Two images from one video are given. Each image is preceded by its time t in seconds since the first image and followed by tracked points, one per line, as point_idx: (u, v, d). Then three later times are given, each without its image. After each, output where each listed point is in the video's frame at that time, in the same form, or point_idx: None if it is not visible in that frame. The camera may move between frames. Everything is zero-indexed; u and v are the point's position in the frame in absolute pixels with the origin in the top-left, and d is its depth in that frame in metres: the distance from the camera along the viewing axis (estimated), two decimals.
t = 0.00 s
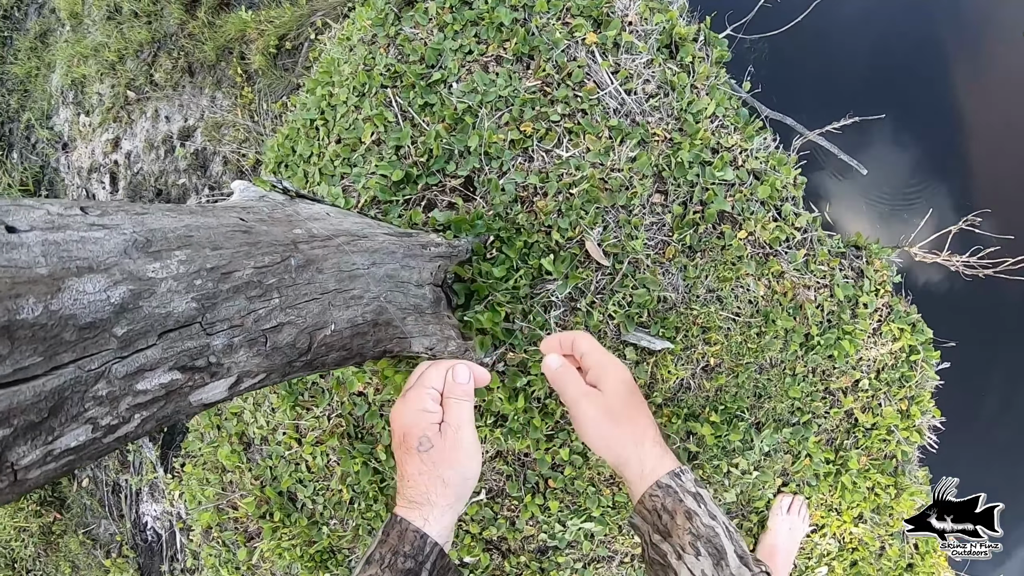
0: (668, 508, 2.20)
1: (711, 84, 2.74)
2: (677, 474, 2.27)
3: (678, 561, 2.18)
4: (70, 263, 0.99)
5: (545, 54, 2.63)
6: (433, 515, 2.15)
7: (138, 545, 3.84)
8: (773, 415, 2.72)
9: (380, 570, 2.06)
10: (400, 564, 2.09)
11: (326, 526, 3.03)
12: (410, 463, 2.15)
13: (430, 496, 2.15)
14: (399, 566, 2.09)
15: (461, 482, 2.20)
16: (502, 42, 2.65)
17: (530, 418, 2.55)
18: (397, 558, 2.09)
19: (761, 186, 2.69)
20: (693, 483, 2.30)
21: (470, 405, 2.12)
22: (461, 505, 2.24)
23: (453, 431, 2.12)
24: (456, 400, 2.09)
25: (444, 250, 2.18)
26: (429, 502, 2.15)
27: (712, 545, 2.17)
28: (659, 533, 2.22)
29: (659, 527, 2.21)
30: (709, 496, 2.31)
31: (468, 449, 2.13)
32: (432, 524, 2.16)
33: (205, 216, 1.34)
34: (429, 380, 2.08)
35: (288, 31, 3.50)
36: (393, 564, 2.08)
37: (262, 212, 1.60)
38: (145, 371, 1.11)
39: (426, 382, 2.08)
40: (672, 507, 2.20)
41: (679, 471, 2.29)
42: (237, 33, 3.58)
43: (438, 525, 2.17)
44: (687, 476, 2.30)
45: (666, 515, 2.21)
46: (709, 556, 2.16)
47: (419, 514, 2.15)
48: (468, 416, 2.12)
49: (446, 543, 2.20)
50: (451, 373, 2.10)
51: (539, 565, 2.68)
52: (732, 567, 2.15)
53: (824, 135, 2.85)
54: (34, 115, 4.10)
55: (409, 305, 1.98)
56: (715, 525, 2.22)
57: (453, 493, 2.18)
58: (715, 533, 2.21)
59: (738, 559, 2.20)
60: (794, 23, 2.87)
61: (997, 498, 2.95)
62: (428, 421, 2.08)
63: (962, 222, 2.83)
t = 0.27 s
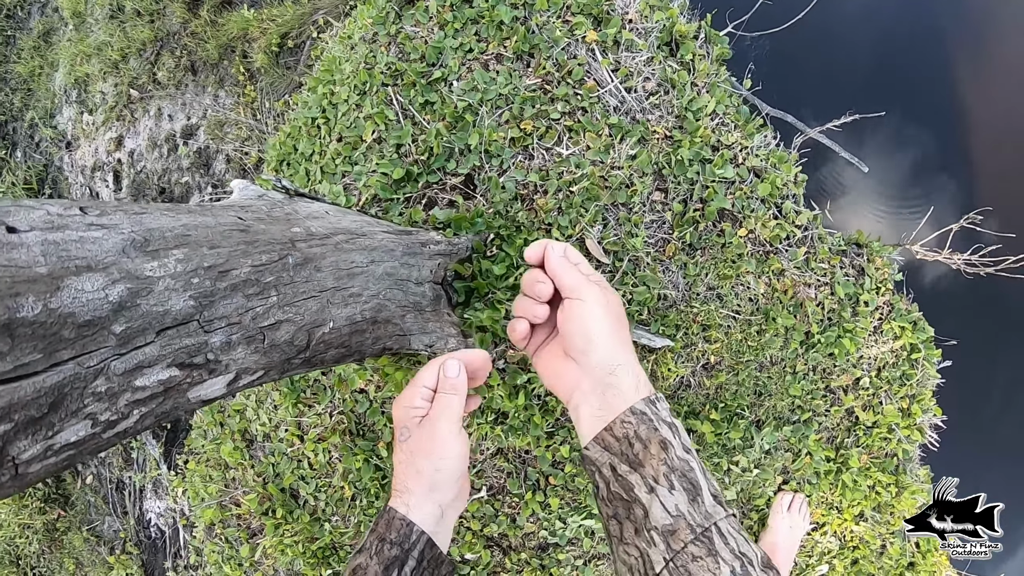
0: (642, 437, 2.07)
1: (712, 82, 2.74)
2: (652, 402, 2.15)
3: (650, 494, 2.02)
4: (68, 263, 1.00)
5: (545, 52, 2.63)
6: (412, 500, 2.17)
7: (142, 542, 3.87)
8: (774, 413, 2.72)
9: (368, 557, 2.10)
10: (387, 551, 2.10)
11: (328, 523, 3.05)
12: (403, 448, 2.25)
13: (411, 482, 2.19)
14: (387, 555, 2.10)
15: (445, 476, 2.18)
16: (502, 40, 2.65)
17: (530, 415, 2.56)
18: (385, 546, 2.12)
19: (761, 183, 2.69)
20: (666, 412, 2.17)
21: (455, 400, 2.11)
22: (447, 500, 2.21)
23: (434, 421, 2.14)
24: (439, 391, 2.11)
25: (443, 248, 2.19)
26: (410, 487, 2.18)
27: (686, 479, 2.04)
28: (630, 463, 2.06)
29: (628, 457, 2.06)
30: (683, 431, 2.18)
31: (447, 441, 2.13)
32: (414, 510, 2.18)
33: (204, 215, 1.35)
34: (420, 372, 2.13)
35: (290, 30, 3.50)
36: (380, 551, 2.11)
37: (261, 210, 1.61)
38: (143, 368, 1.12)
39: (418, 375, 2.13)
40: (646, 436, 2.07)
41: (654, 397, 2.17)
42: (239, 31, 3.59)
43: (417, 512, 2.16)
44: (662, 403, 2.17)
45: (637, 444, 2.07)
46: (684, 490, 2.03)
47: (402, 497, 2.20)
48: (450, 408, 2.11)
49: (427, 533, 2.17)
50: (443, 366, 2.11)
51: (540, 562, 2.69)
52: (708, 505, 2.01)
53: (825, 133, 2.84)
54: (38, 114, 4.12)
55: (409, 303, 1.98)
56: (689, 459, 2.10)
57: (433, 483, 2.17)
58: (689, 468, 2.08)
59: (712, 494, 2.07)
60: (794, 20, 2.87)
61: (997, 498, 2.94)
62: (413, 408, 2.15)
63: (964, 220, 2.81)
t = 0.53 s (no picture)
0: (733, 472, 2.13)
1: (722, 83, 2.75)
2: (744, 439, 2.19)
3: (735, 527, 2.10)
4: (98, 263, 1.00)
5: (556, 52, 2.63)
6: (419, 507, 2.09)
7: (146, 540, 3.87)
8: (782, 413, 2.73)
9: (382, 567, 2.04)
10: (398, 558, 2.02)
11: (335, 522, 3.05)
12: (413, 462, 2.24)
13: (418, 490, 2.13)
14: (398, 562, 2.02)
15: (453, 483, 2.14)
16: (513, 39, 2.65)
17: (540, 415, 2.55)
18: (397, 554, 2.03)
19: (771, 184, 2.70)
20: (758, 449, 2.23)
21: (459, 404, 2.12)
22: (455, 510, 2.13)
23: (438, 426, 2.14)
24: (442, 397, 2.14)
25: (456, 248, 2.20)
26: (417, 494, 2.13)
27: (773, 517, 2.12)
28: (717, 495, 2.13)
29: (718, 489, 2.13)
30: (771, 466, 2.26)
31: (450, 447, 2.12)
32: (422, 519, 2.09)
33: (226, 215, 1.35)
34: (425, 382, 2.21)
35: (297, 28, 3.50)
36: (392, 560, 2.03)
37: (280, 210, 1.61)
38: (171, 371, 1.12)
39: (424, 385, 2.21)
40: (737, 471, 2.13)
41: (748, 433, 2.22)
42: (246, 29, 3.58)
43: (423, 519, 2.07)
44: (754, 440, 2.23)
45: (728, 477, 2.13)
46: (770, 527, 2.11)
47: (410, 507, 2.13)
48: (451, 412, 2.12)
49: (436, 542, 2.05)
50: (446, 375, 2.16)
51: (548, 562, 2.69)
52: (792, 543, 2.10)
53: (834, 135, 2.86)
54: (42, 111, 4.10)
55: (423, 302, 1.98)
56: (777, 497, 2.16)
57: (440, 490, 2.11)
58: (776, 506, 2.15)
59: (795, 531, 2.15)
60: (804, 23, 2.87)
61: (997, 498, 2.96)
62: (420, 417, 2.19)
63: (971, 222, 2.82)
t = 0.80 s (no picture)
0: (743, 481, 2.26)
1: (721, 78, 2.73)
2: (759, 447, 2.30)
3: (743, 534, 2.26)
4: (78, 252, 0.98)
5: (554, 46, 2.61)
6: (446, 504, 2.25)
7: (142, 536, 3.86)
8: (780, 411, 2.71)
9: (397, 562, 2.16)
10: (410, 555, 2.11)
11: (330, 518, 3.04)
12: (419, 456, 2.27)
13: (440, 487, 2.25)
14: (416, 558, 2.17)
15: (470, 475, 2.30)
16: (511, 33, 2.63)
17: (537, 411, 2.54)
18: (413, 551, 2.19)
19: (771, 180, 2.68)
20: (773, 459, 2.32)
21: (473, 403, 2.22)
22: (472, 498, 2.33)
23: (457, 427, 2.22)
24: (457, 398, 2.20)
25: (452, 242, 2.18)
26: (439, 493, 2.25)
27: (783, 527, 2.25)
28: (728, 503, 2.28)
29: (730, 497, 2.28)
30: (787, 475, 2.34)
31: (473, 443, 2.24)
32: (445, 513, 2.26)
33: (215, 206, 1.33)
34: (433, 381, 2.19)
35: (295, 22, 3.48)
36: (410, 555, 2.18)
37: (272, 201, 1.59)
38: (155, 362, 1.10)
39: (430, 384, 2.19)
40: (747, 481, 2.25)
41: (762, 443, 2.31)
42: (243, 23, 3.56)
43: (451, 513, 2.26)
44: (769, 449, 2.31)
45: (739, 487, 2.26)
46: (778, 537, 2.25)
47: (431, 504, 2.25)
48: (469, 413, 2.21)
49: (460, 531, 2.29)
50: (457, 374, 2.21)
51: (544, 559, 2.68)
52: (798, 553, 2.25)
53: (834, 131, 2.84)
54: (40, 106, 4.09)
55: (418, 297, 1.97)
56: (788, 509, 2.28)
57: (461, 484, 2.28)
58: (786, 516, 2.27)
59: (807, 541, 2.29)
60: (806, 20, 2.86)
61: (997, 498, 2.94)
62: (431, 416, 2.20)
63: (972, 220, 2.80)
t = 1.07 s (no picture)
0: (737, 488, 2.04)
1: (718, 73, 2.72)
2: (751, 451, 2.04)
3: (745, 539, 2.08)
4: (66, 246, 0.98)
5: (551, 41, 2.61)
6: (420, 492, 2.04)
7: (141, 533, 3.86)
8: (777, 407, 2.71)
9: (372, 551, 2.01)
10: (391, 544, 2.00)
11: (328, 514, 3.04)
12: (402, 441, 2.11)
13: (417, 474, 2.06)
14: (391, 548, 2.01)
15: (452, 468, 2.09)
16: (507, 28, 2.62)
17: (534, 407, 2.54)
18: (388, 539, 2.01)
19: (768, 176, 2.67)
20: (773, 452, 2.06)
21: (462, 390, 2.04)
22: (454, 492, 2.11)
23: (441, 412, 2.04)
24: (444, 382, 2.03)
25: (448, 238, 2.18)
26: (416, 480, 2.06)
27: (781, 529, 2.03)
28: (728, 509, 2.10)
29: (729, 502, 2.09)
30: (794, 472, 2.06)
31: (455, 433, 2.03)
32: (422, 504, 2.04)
33: (206, 200, 1.33)
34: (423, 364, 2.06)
35: (292, 18, 3.47)
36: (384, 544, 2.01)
37: (265, 196, 1.59)
38: (144, 357, 1.09)
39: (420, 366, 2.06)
40: (741, 487, 2.03)
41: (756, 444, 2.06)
42: (240, 20, 3.56)
43: (424, 505, 2.04)
44: (766, 447, 2.06)
45: (734, 493, 2.06)
46: (779, 538, 2.04)
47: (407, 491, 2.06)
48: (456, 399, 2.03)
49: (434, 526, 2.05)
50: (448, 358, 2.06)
51: (541, 555, 2.67)
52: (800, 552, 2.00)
53: (831, 126, 2.83)
54: (38, 103, 4.09)
55: (413, 293, 1.96)
56: (786, 509, 2.04)
57: (441, 476, 2.07)
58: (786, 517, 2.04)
59: (812, 538, 2.03)
60: (803, 11, 2.83)
61: (997, 498, 2.94)
62: (416, 398, 2.05)
63: (970, 216, 2.79)
